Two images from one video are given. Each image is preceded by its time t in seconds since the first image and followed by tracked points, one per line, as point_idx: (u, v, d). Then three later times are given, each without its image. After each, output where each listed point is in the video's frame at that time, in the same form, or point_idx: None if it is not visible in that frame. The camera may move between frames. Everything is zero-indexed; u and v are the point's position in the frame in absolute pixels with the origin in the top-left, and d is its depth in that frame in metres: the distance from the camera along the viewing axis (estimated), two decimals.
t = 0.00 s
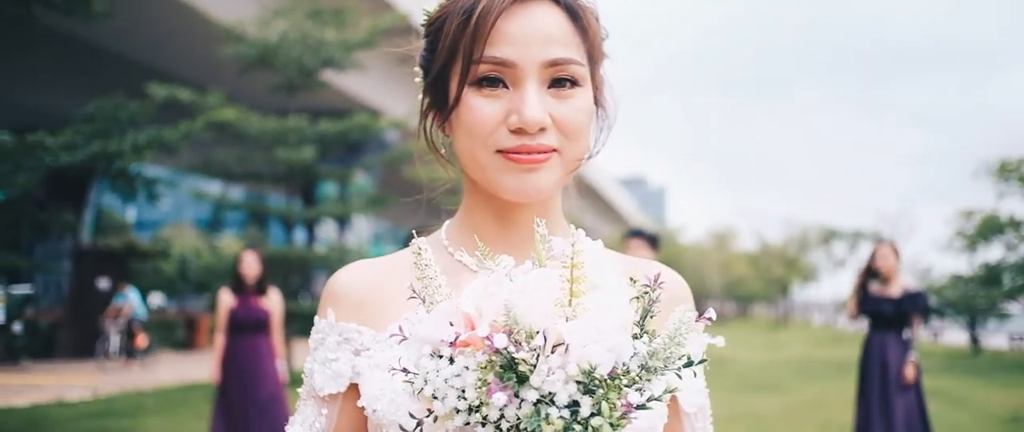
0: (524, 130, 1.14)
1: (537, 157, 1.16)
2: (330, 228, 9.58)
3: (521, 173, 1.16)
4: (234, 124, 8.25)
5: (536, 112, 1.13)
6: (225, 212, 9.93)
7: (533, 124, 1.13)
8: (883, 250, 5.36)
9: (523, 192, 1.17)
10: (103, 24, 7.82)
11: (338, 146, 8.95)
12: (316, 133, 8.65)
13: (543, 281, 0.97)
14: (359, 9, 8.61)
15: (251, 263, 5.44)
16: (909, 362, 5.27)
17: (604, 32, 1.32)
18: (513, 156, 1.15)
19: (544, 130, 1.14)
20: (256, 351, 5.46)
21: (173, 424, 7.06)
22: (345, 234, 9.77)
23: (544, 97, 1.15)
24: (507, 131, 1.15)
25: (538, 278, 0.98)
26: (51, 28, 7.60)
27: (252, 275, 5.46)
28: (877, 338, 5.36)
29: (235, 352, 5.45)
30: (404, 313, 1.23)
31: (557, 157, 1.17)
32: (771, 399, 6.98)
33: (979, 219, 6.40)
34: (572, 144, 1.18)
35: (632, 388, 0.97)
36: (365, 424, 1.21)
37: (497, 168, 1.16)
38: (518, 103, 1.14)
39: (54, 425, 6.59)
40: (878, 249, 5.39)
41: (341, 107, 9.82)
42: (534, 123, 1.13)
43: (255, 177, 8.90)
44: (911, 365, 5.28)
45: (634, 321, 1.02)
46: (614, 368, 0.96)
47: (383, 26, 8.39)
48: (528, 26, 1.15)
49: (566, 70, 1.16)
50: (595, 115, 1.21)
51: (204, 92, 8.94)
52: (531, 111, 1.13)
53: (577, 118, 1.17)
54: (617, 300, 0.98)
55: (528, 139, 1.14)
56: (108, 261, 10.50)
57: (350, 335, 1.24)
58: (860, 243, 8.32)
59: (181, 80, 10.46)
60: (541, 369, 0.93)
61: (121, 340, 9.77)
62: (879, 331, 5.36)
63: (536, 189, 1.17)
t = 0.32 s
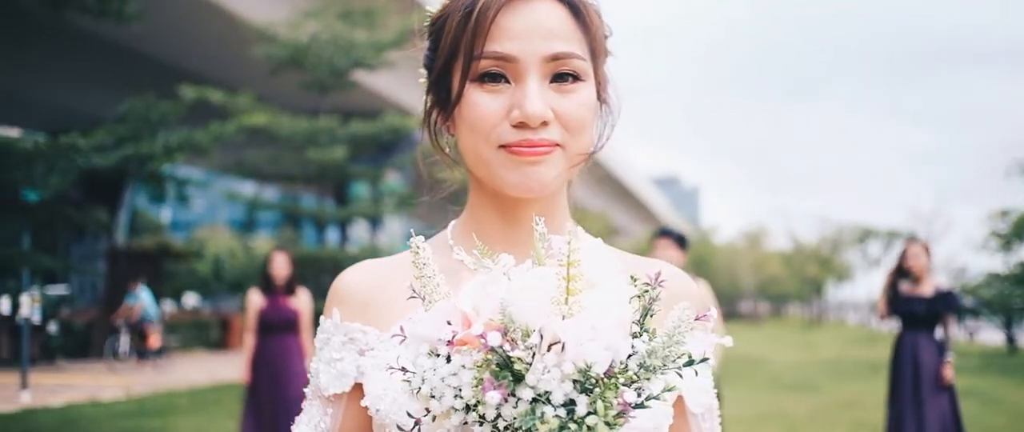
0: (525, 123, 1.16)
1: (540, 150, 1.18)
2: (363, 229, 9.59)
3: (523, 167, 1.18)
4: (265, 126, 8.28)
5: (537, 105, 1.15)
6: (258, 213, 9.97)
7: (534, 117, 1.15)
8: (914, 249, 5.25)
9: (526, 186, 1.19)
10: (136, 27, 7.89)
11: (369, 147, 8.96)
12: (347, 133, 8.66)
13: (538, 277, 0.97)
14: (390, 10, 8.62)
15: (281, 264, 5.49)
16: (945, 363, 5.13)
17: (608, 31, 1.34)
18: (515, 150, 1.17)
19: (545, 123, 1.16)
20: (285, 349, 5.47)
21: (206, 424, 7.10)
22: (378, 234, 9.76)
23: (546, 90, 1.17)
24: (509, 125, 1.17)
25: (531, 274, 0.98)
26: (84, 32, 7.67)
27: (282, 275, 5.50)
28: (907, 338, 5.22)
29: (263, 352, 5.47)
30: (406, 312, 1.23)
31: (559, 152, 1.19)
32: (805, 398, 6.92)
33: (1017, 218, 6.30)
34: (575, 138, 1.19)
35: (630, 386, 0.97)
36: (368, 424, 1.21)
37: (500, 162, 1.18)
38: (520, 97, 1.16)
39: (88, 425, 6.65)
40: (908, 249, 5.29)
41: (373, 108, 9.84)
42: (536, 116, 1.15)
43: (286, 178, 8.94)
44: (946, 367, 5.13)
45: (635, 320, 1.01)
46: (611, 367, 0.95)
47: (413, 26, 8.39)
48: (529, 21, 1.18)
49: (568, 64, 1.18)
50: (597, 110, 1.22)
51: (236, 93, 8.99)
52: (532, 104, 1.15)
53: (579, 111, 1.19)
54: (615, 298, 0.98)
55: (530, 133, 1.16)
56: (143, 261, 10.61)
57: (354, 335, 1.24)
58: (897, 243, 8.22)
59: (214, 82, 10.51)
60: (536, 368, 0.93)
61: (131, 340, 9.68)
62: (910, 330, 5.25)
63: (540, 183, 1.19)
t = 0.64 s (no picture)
0: (528, 118, 1.17)
1: (545, 144, 1.19)
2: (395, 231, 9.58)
3: (528, 162, 1.19)
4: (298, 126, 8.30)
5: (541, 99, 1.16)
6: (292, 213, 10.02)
7: (537, 112, 1.17)
8: (948, 247, 5.18)
9: (531, 180, 1.21)
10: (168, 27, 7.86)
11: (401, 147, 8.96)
12: (379, 134, 8.67)
13: (536, 276, 0.97)
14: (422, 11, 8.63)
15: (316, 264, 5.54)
16: (980, 362, 5.09)
17: (612, 31, 1.36)
18: (519, 144, 1.19)
19: (548, 117, 1.17)
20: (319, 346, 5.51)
21: (236, 424, 7.10)
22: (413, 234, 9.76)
23: (549, 86, 1.19)
24: (513, 120, 1.18)
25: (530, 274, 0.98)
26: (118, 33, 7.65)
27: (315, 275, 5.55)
28: (940, 337, 5.17)
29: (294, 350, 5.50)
30: (411, 311, 1.23)
31: (563, 146, 1.20)
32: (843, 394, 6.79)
33: None
34: (579, 132, 1.21)
35: (629, 386, 0.96)
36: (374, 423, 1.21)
37: (504, 157, 1.20)
38: (524, 92, 1.18)
39: (121, 424, 6.67)
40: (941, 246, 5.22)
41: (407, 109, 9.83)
42: (539, 111, 1.17)
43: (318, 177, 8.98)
44: (981, 366, 5.10)
45: (635, 320, 1.00)
46: (607, 366, 0.94)
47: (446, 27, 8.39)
48: (533, 16, 1.20)
49: (571, 59, 1.20)
50: (602, 106, 1.24)
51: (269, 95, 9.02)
52: (536, 99, 1.17)
53: (582, 106, 1.20)
54: (615, 297, 0.98)
55: (534, 127, 1.18)
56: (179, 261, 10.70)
57: (361, 334, 1.24)
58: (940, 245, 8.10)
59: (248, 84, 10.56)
60: (532, 366, 0.92)
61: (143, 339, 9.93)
62: (943, 329, 5.18)
63: (545, 177, 1.20)
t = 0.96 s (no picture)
0: (532, 118, 1.17)
1: (548, 143, 1.19)
2: (427, 231, 9.57)
3: (531, 162, 1.20)
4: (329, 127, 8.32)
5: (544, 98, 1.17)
6: (325, 213, 10.02)
7: (540, 111, 1.17)
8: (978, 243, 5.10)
9: (534, 180, 1.21)
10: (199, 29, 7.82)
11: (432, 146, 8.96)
12: (410, 133, 8.67)
13: (530, 279, 0.98)
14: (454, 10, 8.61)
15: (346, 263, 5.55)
16: (1012, 361, 5.03)
17: (614, 33, 1.36)
18: (521, 145, 1.19)
19: (549, 118, 1.18)
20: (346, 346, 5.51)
21: (267, 424, 7.11)
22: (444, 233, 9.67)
23: (552, 85, 1.19)
24: (516, 121, 1.18)
25: (525, 277, 0.99)
26: (151, 37, 7.67)
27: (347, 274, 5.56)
28: (970, 336, 5.10)
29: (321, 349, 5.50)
30: (413, 314, 1.24)
31: (565, 145, 1.20)
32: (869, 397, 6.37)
33: None
34: (582, 132, 1.21)
35: (623, 388, 0.96)
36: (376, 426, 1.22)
37: (507, 159, 1.20)
38: (526, 93, 1.18)
39: (153, 424, 6.69)
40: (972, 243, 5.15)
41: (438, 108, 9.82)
42: (541, 111, 1.17)
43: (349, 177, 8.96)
44: (1013, 365, 5.04)
45: (630, 321, 0.99)
46: (600, 368, 0.95)
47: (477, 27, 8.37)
48: (534, 17, 1.20)
49: (572, 59, 1.20)
50: (604, 104, 1.24)
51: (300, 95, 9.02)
52: (538, 98, 1.17)
53: (585, 105, 1.21)
54: (610, 299, 0.97)
55: (537, 127, 1.18)
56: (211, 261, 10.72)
57: (363, 337, 1.24)
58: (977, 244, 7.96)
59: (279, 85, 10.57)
60: (524, 369, 0.93)
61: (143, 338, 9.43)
62: (975, 329, 5.12)
63: (548, 176, 1.21)
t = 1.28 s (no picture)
0: (535, 120, 1.17)
1: (552, 145, 1.19)
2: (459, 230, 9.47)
3: (534, 164, 1.19)
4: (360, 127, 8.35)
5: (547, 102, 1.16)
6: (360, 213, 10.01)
7: (543, 114, 1.16)
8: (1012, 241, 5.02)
9: (538, 183, 1.20)
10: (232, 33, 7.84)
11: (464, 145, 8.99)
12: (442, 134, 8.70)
13: (523, 286, 1.03)
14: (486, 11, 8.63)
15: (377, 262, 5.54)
16: None
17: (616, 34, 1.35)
18: (525, 148, 1.19)
19: (552, 120, 1.17)
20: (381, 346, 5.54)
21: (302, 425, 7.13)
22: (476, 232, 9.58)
23: (554, 88, 1.19)
24: (518, 123, 1.18)
25: (520, 284, 1.03)
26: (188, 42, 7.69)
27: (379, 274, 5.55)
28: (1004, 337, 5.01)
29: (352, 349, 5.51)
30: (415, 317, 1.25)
31: (569, 148, 1.20)
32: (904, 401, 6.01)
33: None
34: (585, 134, 1.20)
35: (617, 393, 1.00)
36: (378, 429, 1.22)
37: (510, 161, 1.19)
38: (528, 95, 1.18)
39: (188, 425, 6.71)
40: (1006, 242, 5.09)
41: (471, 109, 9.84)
42: (543, 113, 1.17)
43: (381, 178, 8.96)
44: None
45: (625, 326, 1.03)
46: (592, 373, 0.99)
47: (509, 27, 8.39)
48: (535, 19, 1.20)
49: (574, 62, 1.20)
50: (608, 105, 1.24)
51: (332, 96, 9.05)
52: (541, 101, 1.17)
53: (587, 107, 1.20)
54: (603, 303, 1.03)
55: (540, 129, 1.18)
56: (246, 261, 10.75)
57: (368, 341, 1.25)
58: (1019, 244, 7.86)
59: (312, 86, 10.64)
60: (517, 373, 0.98)
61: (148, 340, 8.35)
62: (1008, 329, 5.04)
63: (552, 179, 1.20)
